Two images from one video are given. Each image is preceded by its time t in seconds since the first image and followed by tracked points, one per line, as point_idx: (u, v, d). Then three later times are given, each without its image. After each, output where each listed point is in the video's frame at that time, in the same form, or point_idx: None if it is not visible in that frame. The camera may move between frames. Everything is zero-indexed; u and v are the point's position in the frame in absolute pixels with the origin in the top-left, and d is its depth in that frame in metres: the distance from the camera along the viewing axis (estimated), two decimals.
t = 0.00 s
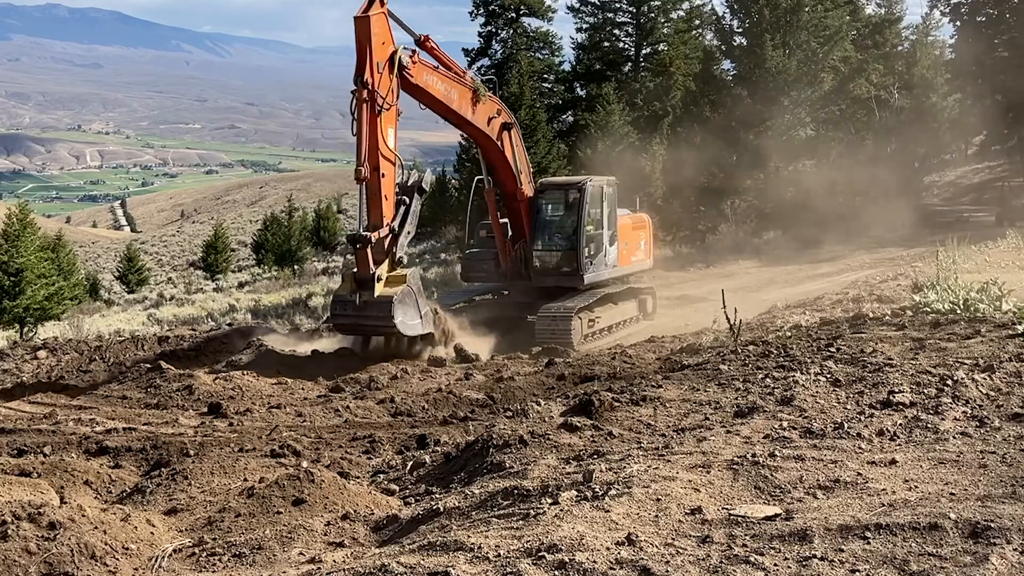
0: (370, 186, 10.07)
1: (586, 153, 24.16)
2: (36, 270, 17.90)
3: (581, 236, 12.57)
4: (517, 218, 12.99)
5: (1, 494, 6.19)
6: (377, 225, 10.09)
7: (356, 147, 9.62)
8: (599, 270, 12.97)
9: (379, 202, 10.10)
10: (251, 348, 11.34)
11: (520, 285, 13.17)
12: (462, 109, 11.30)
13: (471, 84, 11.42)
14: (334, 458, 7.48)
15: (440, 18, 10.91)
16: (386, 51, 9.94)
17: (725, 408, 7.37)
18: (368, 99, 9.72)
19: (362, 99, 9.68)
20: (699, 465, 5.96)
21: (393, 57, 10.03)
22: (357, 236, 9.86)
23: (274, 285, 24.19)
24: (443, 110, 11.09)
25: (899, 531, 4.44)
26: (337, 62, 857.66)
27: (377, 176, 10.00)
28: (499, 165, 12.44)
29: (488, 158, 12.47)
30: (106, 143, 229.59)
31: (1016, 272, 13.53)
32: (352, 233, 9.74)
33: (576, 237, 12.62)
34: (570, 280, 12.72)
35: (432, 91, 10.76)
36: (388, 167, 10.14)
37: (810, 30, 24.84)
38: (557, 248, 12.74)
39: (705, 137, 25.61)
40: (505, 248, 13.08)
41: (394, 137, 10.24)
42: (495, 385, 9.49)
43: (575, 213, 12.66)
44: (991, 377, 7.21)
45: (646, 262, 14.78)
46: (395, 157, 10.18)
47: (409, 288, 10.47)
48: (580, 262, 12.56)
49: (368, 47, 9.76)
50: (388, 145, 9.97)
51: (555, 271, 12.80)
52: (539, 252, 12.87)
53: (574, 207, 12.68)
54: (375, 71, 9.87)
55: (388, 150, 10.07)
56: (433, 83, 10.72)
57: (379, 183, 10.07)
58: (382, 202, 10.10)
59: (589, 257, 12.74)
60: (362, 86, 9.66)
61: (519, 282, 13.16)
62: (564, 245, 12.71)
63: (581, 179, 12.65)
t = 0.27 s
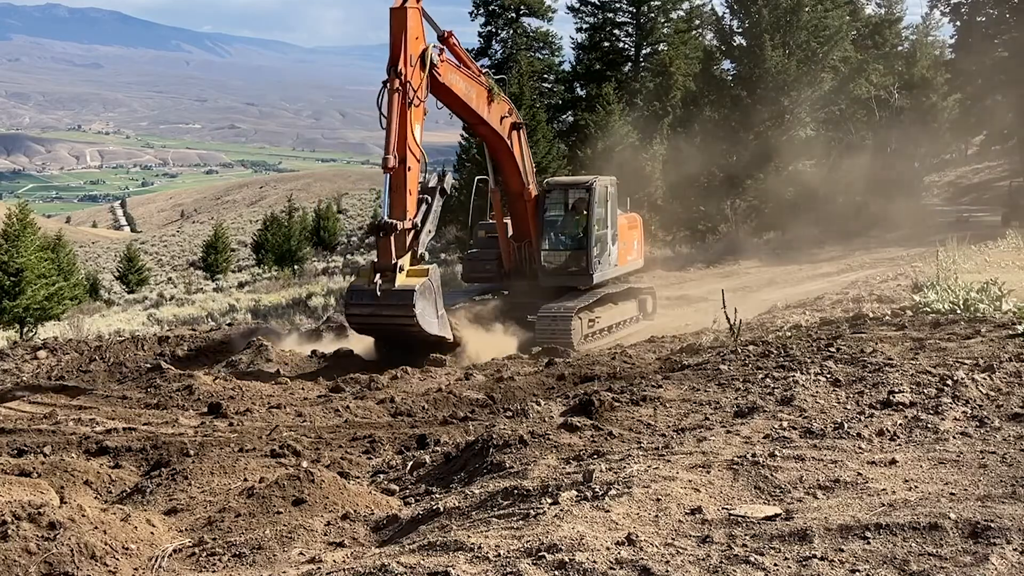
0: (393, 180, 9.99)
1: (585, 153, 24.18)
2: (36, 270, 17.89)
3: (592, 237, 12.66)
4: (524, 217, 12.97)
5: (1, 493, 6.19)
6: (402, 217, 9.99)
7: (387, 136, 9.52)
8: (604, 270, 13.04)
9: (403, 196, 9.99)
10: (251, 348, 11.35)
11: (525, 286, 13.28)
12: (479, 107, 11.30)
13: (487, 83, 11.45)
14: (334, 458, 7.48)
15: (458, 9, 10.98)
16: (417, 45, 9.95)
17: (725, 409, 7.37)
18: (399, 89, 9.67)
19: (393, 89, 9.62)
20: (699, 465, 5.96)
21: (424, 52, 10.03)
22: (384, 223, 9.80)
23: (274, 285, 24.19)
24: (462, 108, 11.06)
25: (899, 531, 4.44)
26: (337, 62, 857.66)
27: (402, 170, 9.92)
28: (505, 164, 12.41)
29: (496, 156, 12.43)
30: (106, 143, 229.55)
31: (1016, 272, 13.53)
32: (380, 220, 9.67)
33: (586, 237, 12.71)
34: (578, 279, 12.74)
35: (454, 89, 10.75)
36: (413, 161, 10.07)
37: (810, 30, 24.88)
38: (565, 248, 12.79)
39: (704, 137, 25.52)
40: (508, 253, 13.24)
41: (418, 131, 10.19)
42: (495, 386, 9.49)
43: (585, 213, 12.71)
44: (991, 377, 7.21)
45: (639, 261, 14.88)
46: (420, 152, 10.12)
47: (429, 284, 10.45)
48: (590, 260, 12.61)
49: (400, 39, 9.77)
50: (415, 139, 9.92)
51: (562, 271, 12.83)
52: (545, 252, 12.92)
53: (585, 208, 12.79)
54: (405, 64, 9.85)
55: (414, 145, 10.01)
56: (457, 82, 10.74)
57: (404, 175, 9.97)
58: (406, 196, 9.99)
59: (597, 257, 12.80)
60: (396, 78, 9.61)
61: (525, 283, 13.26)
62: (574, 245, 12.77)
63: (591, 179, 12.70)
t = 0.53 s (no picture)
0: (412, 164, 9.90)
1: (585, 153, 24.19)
2: (36, 270, 17.88)
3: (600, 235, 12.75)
4: (529, 215, 12.92)
5: (1, 493, 6.19)
6: (423, 198, 9.91)
7: (413, 119, 9.44)
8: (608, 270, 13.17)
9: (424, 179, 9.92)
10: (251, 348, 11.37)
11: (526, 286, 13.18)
12: (494, 104, 11.33)
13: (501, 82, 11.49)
14: (333, 458, 7.48)
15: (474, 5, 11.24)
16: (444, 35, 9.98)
17: (725, 408, 7.37)
18: (427, 74, 9.65)
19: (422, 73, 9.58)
20: (699, 465, 5.96)
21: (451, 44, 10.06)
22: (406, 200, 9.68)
23: (274, 285, 24.19)
24: (478, 103, 11.07)
25: (899, 531, 4.44)
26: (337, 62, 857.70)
27: (423, 155, 9.85)
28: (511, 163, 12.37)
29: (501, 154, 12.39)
30: (106, 143, 229.54)
31: (1016, 272, 13.53)
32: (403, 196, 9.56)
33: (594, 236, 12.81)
34: (587, 277, 12.82)
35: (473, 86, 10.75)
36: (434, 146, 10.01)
37: (810, 30, 24.88)
38: (571, 249, 12.90)
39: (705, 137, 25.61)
40: (511, 252, 13.10)
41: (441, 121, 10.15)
42: (495, 385, 9.49)
43: (592, 214, 12.83)
44: (991, 377, 7.21)
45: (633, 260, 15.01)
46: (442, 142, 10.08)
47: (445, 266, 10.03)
48: (597, 260, 12.74)
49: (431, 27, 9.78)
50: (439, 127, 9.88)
51: (570, 269, 12.92)
52: (551, 252, 13.00)
53: (592, 206, 12.88)
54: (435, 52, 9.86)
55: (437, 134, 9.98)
56: (476, 79, 10.78)
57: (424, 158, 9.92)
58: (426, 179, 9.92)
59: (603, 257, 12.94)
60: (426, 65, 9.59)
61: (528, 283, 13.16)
62: (583, 243, 12.85)
63: (596, 179, 12.82)
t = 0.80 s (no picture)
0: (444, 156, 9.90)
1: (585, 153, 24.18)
2: (36, 270, 17.88)
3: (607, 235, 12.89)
4: (534, 216, 12.78)
5: (1, 494, 6.19)
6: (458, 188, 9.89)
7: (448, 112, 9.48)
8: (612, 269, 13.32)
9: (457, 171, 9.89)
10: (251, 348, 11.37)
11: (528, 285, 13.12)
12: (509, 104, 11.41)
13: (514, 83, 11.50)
14: (333, 458, 7.48)
15: None
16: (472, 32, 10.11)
17: (725, 408, 7.37)
18: (460, 69, 9.72)
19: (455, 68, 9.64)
20: (700, 465, 5.96)
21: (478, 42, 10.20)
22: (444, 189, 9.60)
23: (274, 285, 24.19)
24: (496, 101, 11.11)
25: (899, 531, 4.45)
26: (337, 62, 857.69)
27: (456, 148, 9.88)
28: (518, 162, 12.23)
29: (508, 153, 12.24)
30: (106, 144, 229.53)
31: (1016, 272, 13.52)
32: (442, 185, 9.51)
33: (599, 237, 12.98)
34: (594, 277, 12.91)
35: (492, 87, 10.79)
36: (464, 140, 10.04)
37: (810, 30, 24.87)
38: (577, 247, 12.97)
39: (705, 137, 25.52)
40: (515, 252, 12.93)
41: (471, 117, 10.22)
42: (495, 386, 9.49)
43: (597, 212, 12.98)
44: (991, 377, 7.20)
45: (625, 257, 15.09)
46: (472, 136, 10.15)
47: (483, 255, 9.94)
48: (604, 258, 12.89)
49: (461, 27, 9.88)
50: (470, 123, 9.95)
51: (576, 269, 12.97)
52: (557, 252, 13.02)
53: (595, 206, 13.04)
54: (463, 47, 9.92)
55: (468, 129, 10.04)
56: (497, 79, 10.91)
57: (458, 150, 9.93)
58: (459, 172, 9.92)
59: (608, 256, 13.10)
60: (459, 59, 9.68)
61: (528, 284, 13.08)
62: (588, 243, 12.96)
63: (600, 179, 13.02)
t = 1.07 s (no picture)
0: (481, 142, 10.14)
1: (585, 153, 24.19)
2: (36, 270, 17.87)
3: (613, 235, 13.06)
4: (538, 215, 12.94)
5: (1, 493, 6.19)
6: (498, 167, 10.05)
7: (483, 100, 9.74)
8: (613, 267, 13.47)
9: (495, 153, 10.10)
10: (251, 348, 11.38)
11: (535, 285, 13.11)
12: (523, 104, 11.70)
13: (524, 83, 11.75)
14: (333, 458, 7.48)
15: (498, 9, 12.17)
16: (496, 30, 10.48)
17: (725, 408, 7.37)
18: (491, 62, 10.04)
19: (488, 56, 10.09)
20: (700, 465, 5.96)
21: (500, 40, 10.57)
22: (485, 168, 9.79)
23: (274, 285, 24.19)
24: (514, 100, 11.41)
25: (899, 531, 4.45)
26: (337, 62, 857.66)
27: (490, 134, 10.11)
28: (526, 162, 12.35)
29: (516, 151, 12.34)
30: (106, 144, 229.53)
31: (1016, 271, 13.52)
32: (484, 163, 9.75)
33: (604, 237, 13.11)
34: (599, 277, 13.08)
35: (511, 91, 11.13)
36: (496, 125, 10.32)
37: (810, 30, 24.86)
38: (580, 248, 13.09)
39: (705, 136, 25.83)
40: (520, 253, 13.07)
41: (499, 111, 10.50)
42: (495, 385, 9.49)
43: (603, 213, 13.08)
44: (991, 377, 7.20)
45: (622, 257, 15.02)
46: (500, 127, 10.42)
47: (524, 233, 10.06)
48: (610, 259, 13.04)
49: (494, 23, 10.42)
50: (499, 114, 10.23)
51: (582, 269, 13.12)
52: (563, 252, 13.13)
53: (599, 206, 13.13)
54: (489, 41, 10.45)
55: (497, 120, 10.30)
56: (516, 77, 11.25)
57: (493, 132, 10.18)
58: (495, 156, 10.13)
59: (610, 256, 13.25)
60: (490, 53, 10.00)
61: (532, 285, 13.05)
62: (595, 244, 13.06)
63: (604, 179, 13.05)
